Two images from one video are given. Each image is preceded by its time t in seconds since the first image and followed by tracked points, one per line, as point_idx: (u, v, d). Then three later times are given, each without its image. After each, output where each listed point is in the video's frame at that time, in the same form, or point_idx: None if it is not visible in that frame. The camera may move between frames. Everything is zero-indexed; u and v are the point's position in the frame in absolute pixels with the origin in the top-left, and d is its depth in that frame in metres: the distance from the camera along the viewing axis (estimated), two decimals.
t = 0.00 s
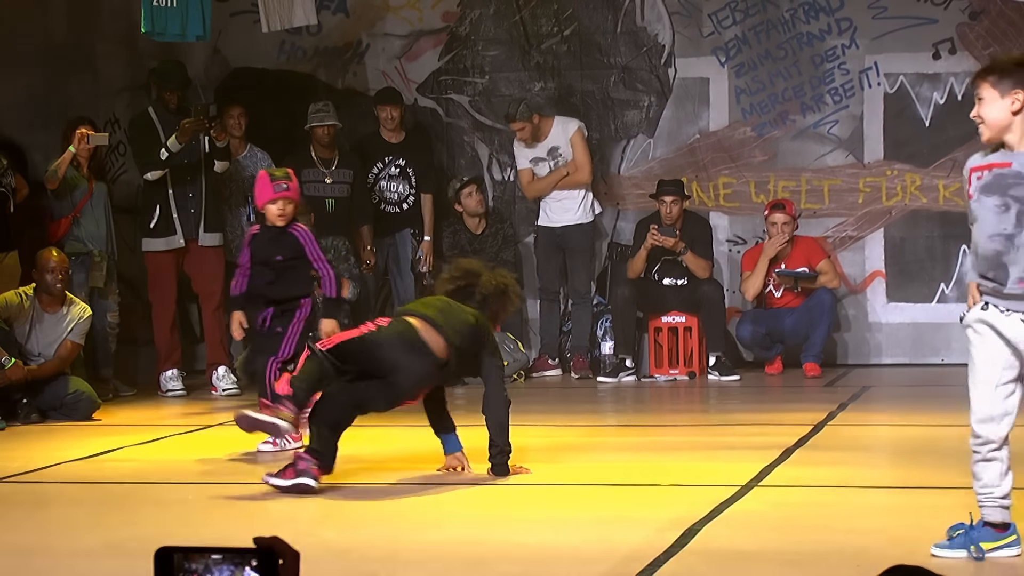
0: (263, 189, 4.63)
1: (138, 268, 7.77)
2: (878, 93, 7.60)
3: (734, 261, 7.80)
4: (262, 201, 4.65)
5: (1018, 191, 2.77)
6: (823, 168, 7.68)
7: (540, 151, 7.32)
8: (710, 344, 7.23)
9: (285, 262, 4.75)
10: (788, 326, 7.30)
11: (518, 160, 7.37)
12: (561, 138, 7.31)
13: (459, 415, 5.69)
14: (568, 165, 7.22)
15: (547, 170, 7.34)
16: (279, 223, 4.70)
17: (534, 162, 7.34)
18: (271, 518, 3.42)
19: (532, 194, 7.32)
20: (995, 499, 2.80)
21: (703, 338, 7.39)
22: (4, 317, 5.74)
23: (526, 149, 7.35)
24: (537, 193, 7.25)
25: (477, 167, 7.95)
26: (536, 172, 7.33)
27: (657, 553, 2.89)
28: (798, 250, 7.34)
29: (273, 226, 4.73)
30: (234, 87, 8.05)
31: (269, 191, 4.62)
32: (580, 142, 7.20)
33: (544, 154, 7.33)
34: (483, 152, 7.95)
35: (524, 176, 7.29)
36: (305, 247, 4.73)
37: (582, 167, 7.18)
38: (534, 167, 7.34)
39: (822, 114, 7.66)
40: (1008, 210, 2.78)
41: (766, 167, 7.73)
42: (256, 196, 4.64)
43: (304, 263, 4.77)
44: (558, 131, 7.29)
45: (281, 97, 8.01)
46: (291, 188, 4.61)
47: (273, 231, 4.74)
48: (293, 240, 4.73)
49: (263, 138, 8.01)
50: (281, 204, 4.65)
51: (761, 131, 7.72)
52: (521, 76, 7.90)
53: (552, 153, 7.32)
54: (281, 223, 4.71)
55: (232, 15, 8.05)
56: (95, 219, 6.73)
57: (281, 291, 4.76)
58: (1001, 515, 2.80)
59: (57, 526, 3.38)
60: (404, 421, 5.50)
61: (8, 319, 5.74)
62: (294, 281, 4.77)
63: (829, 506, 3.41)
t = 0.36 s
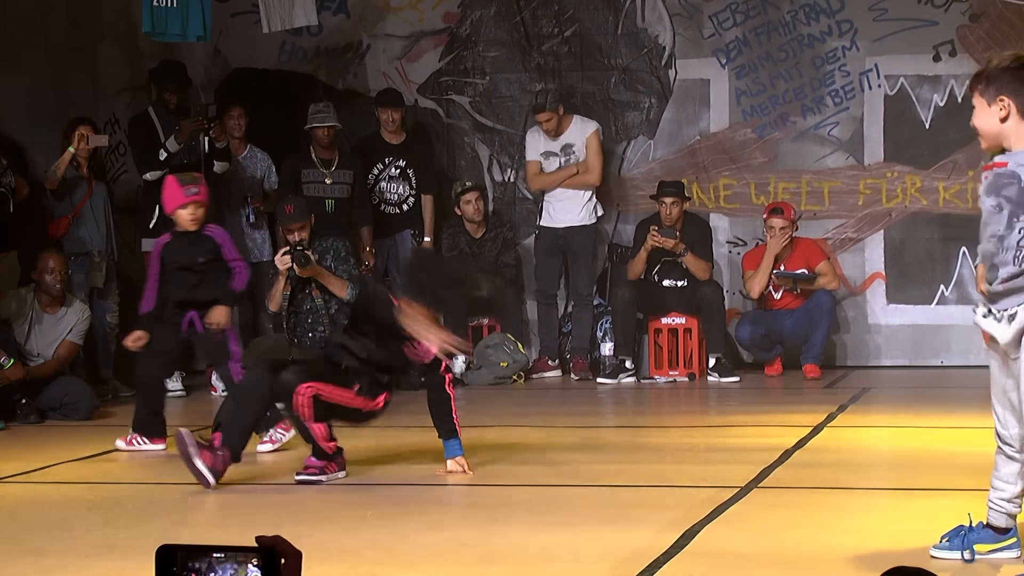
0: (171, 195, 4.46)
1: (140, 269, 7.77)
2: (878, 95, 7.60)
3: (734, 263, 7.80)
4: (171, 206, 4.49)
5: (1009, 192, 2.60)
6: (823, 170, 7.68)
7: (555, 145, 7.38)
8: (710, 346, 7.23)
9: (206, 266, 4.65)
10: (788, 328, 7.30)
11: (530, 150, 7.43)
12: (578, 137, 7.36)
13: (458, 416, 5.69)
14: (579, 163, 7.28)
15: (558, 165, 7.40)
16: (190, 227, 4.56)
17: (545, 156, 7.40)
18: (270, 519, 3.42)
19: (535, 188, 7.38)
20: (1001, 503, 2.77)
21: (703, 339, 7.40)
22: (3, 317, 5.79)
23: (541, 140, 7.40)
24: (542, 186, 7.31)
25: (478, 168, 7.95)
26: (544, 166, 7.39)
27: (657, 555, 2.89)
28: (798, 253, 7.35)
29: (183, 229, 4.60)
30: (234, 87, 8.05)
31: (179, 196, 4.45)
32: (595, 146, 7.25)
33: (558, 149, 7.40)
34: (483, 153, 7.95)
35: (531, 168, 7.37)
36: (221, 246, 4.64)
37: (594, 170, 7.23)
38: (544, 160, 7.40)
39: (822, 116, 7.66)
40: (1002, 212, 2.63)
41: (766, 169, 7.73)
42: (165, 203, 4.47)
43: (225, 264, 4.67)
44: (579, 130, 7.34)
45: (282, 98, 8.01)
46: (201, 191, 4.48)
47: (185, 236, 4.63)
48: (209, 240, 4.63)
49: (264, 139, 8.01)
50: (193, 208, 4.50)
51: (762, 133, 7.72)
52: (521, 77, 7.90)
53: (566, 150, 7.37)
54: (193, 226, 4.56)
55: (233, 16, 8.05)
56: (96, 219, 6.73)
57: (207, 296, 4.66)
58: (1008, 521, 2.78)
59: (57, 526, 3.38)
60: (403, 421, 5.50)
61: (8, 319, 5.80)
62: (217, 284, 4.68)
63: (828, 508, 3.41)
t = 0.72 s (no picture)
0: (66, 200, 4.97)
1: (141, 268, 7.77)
2: (879, 96, 7.60)
3: (735, 263, 7.79)
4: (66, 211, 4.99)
5: None
6: (823, 171, 7.68)
7: (559, 140, 7.38)
8: (710, 346, 7.23)
9: (94, 274, 5.03)
10: (787, 328, 7.30)
11: (534, 142, 7.43)
12: (585, 136, 7.38)
13: (458, 416, 5.69)
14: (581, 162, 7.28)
15: (559, 160, 7.40)
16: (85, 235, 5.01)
17: (549, 150, 7.40)
18: (269, 517, 3.42)
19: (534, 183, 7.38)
20: None
21: (703, 340, 7.39)
22: (3, 315, 5.79)
23: (548, 134, 7.41)
24: (542, 180, 7.31)
25: (478, 169, 7.95)
26: (547, 160, 7.39)
27: (656, 555, 2.89)
28: (798, 254, 7.35)
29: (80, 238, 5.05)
30: (236, 86, 8.06)
31: (72, 204, 4.95)
32: (600, 148, 7.29)
33: (563, 145, 7.39)
34: (484, 152, 7.95)
35: (533, 161, 7.38)
36: (114, 255, 5.02)
37: (597, 172, 7.26)
38: (547, 154, 7.40)
39: (822, 116, 7.66)
40: None
41: (766, 169, 7.73)
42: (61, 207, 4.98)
43: (113, 272, 5.05)
44: (587, 129, 7.37)
45: (282, 97, 8.01)
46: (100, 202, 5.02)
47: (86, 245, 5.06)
48: (105, 250, 5.04)
49: (264, 139, 8.01)
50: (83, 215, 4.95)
51: (762, 133, 7.72)
52: (522, 77, 7.90)
53: (570, 147, 7.38)
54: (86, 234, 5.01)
55: (234, 15, 8.05)
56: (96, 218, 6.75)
57: (95, 299, 5.03)
58: None
59: (57, 524, 3.38)
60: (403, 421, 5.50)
61: (8, 318, 5.80)
62: (105, 290, 5.06)
63: (827, 509, 3.41)
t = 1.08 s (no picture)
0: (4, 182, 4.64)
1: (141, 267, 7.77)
2: (880, 94, 7.59)
3: (736, 262, 7.79)
4: None
5: None
6: (825, 169, 7.67)
7: (554, 138, 7.38)
8: (712, 345, 7.22)
9: (35, 254, 4.72)
10: (787, 328, 7.30)
11: (529, 140, 7.43)
12: (580, 134, 7.37)
13: (459, 415, 5.69)
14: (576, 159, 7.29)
15: (553, 157, 7.39)
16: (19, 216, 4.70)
17: (543, 148, 7.40)
18: (272, 516, 3.42)
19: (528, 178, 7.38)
20: None
21: (704, 339, 7.39)
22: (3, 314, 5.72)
23: (543, 133, 7.40)
24: (534, 176, 7.29)
25: (479, 168, 7.95)
26: (541, 157, 7.38)
27: (659, 553, 2.89)
28: (799, 251, 7.34)
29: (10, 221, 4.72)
30: (237, 85, 8.05)
31: (15, 183, 4.65)
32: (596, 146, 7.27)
33: (558, 143, 7.39)
34: (485, 151, 7.95)
35: (526, 159, 7.36)
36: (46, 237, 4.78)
37: (592, 167, 7.24)
38: (541, 151, 7.40)
39: (823, 115, 7.66)
40: None
41: (767, 168, 7.73)
42: None
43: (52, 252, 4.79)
44: (582, 128, 7.36)
45: (283, 96, 8.00)
46: (33, 183, 4.73)
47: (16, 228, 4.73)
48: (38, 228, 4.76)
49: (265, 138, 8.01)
50: (26, 194, 4.66)
51: (763, 132, 7.72)
52: (523, 76, 7.90)
53: (565, 144, 7.37)
54: (22, 216, 4.70)
55: (235, 14, 8.04)
56: (96, 218, 6.76)
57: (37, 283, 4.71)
58: None
59: (59, 523, 3.38)
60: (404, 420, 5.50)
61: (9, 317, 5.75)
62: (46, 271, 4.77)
63: (829, 507, 3.41)
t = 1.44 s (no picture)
0: None
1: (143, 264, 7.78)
2: (884, 93, 7.58)
3: (738, 260, 7.78)
4: None
5: None
6: (828, 168, 7.67)
7: (555, 136, 7.38)
8: (714, 343, 7.23)
9: None
10: (788, 326, 7.30)
11: (530, 138, 7.45)
12: (579, 131, 7.36)
13: (460, 413, 5.69)
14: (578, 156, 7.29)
15: (555, 155, 7.40)
16: None
17: (544, 146, 7.41)
18: (274, 512, 3.43)
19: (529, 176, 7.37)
20: None
21: (706, 337, 7.38)
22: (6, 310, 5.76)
23: (544, 130, 7.42)
24: (535, 174, 7.30)
25: (482, 165, 7.94)
26: (542, 154, 7.40)
27: (661, 551, 2.89)
28: (801, 249, 7.31)
29: None
30: (240, 82, 8.05)
31: None
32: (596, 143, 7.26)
33: (558, 140, 7.39)
34: (487, 149, 7.94)
35: (527, 156, 7.38)
36: None
37: (592, 164, 7.23)
38: (542, 149, 7.41)
39: (826, 114, 7.65)
40: None
41: (769, 166, 7.72)
42: None
43: None
44: (582, 125, 7.35)
45: (286, 92, 8.00)
46: None
47: None
48: None
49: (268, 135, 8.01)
50: None
51: (766, 130, 7.71)
52: (526, 73, 7.90)
53: (566, 141, 7.37)
54: None
55: (238, 11, 8.05)
56: (99, 215, 6.77)
57: None
58: None
59: (62, 519, 3.39)
60: (406, 418, 5.50)
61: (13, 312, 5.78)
62: None
63: (830, 505, 3.42)
